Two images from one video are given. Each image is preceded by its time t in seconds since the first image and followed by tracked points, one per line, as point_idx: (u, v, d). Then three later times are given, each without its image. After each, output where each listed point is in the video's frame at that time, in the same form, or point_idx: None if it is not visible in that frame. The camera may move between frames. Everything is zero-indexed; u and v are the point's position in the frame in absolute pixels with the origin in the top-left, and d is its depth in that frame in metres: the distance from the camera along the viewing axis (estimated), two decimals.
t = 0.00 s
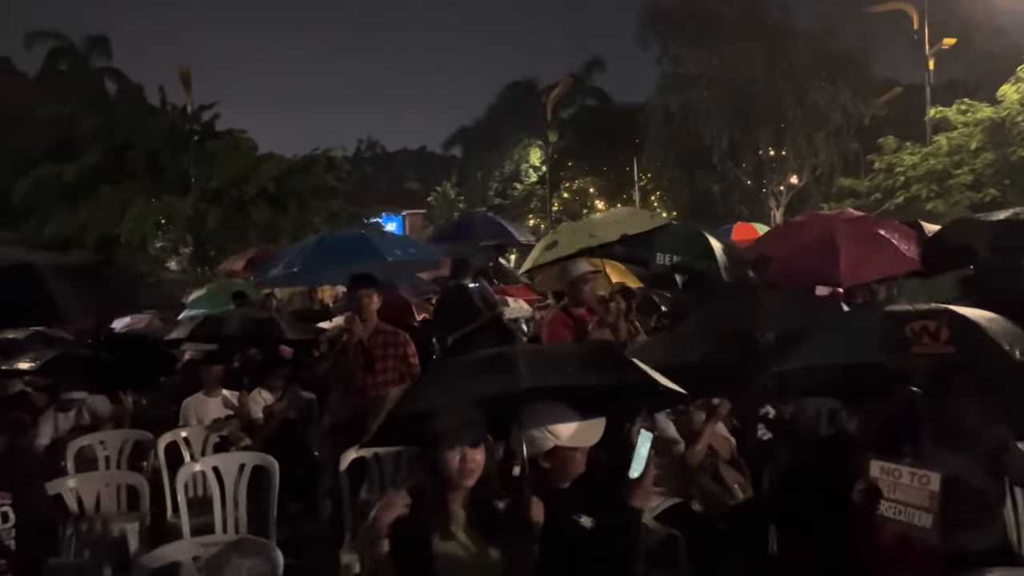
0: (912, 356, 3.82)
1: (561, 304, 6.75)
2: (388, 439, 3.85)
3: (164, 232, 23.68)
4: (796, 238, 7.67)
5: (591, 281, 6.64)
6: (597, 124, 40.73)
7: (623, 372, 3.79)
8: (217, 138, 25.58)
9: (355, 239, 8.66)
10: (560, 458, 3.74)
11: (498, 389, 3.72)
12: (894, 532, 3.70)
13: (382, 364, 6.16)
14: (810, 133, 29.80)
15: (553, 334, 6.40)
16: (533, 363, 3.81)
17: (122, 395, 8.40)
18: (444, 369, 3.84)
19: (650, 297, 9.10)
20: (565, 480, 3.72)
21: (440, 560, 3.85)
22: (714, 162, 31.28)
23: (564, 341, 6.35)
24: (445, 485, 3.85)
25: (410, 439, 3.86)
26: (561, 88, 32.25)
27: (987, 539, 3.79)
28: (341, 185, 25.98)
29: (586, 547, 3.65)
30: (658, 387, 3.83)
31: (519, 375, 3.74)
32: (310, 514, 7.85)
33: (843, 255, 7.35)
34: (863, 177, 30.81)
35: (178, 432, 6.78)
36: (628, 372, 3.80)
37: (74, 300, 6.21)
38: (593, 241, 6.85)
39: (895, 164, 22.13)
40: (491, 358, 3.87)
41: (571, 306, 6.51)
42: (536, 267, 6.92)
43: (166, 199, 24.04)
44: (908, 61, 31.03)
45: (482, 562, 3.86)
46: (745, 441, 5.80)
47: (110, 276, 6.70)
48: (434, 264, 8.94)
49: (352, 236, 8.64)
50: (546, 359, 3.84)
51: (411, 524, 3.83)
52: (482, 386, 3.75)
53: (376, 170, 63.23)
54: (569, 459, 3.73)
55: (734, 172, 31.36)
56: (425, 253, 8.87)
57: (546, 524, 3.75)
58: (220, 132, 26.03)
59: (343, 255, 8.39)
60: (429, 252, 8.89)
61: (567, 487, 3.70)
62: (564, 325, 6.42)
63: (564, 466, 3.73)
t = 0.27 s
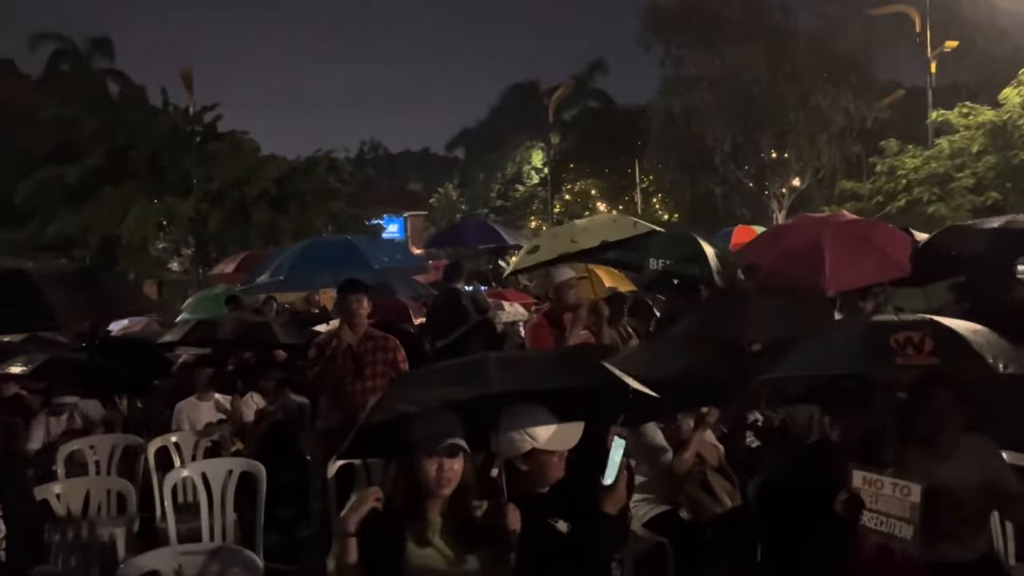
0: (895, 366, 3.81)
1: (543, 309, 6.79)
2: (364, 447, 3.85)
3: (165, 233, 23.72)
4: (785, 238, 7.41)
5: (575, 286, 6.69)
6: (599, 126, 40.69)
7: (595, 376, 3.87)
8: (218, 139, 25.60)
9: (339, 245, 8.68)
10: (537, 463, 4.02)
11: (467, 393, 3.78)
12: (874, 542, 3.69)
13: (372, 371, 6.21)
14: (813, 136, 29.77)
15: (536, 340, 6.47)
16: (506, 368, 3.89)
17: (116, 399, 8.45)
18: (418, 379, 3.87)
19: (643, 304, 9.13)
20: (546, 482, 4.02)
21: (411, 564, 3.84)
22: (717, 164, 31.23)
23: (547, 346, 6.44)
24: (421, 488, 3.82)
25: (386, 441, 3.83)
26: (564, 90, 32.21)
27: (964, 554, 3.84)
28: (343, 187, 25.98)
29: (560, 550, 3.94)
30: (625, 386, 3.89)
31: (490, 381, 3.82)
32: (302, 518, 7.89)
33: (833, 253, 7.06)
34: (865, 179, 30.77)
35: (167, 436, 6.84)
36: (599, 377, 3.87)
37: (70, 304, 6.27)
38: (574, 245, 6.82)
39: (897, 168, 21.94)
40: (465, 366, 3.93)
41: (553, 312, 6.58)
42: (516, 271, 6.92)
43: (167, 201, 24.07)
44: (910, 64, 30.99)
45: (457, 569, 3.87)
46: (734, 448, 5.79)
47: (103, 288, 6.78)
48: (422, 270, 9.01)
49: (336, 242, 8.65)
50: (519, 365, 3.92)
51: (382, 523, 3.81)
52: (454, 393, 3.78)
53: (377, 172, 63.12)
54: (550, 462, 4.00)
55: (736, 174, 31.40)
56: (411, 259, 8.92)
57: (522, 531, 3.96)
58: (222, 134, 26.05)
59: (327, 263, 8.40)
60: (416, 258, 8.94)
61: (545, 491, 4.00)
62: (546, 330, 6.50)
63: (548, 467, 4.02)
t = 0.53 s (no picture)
0: (903, 374, 3.94)
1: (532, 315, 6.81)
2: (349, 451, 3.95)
3: (170, 235, 23.88)
4: (780, 234, 7.50)
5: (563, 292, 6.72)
6: (603, 128, 40.68)
7: (581, 396, 4.08)
8: (223, 141, 25.66)
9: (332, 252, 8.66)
10: (526, 469, 4.35)
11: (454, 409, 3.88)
12: (866, 556, 3.63)
13: (368, 376, 6.23)
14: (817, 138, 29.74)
15: (522, 347, 6.48)
16: (495, 383, 4.04)
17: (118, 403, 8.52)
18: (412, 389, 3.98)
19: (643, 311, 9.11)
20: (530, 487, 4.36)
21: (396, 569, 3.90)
22: (721, 166, 31.22)
23: (533, 354, 6.48)
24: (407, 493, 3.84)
25: (379, 445, 3.86)
26: (568, 92, 32.19)
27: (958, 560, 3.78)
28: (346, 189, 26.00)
29: (542, 553, 4.27)
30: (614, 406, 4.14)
31: (481, 396, 3.96)
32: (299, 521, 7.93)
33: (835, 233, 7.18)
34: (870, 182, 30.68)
35: (164, 441, 6.81)
36: (587, 399, 4.07)
37: (73, 307, 6.27)
38: (557, 253, 6.80)
39: (901, 170, 21.97)
40: (456, 380, 4.05)
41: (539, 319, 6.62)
42: (503, 276, 6.93)
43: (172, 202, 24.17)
44: (915, 66, 30.90)
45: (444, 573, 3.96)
46: (728, 456, 5.78)
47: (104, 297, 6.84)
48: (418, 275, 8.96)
49: (328, 249, 8.63)
50: (507, 382, 4.05)
51: (367, 525, 3.77)
52: (445, 406, 3.91)
53: (382, 173, 63.16)
54: (537, 470, 4.34)
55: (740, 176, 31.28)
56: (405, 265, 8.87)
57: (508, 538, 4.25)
58: (226, 136, 26.11)
59: (320, 271, 8.38)
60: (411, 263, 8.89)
61: (530, 495, 4.34)
62: (533, 338, 6.53)
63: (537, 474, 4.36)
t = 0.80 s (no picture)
0: (915, 379, 3.89)
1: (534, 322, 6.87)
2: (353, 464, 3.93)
3: (184, 237, 23.99)
4: (793, 213, 7.66)
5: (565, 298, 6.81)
6: (616, 130, 40.56)
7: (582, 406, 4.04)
8: (236, 143, 25.75)
9: (336, 262, 8.62)
10: (527, 475, 4.42)
11: (455, 426, 3.91)
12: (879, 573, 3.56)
13: (376, 382, 6.23)
14: (831, 139, 29.48)
15: (523, 357, 6.53)
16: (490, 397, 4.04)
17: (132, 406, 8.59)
18: (414, 403, 4.00)
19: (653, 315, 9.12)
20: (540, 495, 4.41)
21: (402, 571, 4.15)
22: (734, 168, 31.05)
23: (535, 362, 6.54)
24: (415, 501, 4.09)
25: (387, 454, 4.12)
26: (580, 93, 32.11)
27: (961, 562, 4.01)
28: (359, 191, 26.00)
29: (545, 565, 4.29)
30: (612, 416, 4.05)
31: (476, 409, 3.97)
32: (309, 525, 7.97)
33: (844, 207, 7.36)
34: (885, 184, 30.39)
35: (175, 445, 6.87)
36: (584, 411, 4.03)
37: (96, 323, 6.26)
38: (562, 258, 6.74)
39: (916, 172, 21.73)
40: (457, 395, 4.06)
41: (543, 326, 6.67)
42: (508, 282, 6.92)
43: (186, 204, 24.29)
44: (931, 67, 30.61)
45: None
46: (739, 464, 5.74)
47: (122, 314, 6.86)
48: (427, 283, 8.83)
49: (332, 259, 8.59)
50: (502, 394, 4.07)
51: (372, 529, 4.00)
52: (443, 418, 3.93)
53: (395, 175, 63.21)
54: (542, 476, 4.41)
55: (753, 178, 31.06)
56: (414, 273, 8.75)
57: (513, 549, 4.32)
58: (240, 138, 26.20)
59: (323, 280, 8.34)
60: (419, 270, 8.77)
61: (541, 501, 4.41)
62: (536, 344, 6.58)
63: (540, 477, 4.43)
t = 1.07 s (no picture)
0: (962, 399, 3.82)
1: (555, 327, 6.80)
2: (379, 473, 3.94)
3: (207, 237, 24.17)
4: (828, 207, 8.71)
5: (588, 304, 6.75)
6: (636, 131, 40.41)
7: (609, 413, 4.07)
8: (259, 144, 25.91)
9: (363, 265, 8.63)
10: (555, 482, 4.40)
11: (484, 434, 3.90)
12: None
13: (401, 386, 6.25)
14: (854, 140, 29.16)
15: (548, 364, 6.46)
16: (516, 408, 4.02)
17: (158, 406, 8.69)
18: (440, 414, 4.00)
19: (676, 316, 9.02)
20: (572, 503, 4.43)
21: None
22: (756, 169, 30.80)
23: (561, 369, 6.47)
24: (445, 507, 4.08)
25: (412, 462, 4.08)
26: (600, 93, 32.02)
27: None
28: (379, 192, 26.03)
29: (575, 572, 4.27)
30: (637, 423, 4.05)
31: (501, 419, 3.96)
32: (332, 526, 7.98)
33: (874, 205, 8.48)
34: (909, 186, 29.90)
35: (200, 447, 6.94)
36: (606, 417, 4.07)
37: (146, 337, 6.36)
38: (593, 259, 6.77)
39: (942, 173, 21.44)
40: (479, 404, 4.04)
41: (567, 332, 6.60)
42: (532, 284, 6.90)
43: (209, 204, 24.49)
44: (957, 67, 30.23)
45: None
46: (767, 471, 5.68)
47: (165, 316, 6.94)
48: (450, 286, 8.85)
49: (359, 263, 8.60)
50: (526, 405, 4.04)
51: (399, 533, 4.06)
52: (469, 427, 3.92)
53: (414, 176, 63.29)
54: (571, 484, 4.39)
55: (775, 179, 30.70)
56: (437, 277, 8.77)
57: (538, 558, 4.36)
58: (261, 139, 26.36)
59: (349, 285, 8.35)
60: (443, 275, 8.79)
61: (574, 509, 4.41)
62: (560, 351, 6.51)
63: (568, 486, 4.39)
